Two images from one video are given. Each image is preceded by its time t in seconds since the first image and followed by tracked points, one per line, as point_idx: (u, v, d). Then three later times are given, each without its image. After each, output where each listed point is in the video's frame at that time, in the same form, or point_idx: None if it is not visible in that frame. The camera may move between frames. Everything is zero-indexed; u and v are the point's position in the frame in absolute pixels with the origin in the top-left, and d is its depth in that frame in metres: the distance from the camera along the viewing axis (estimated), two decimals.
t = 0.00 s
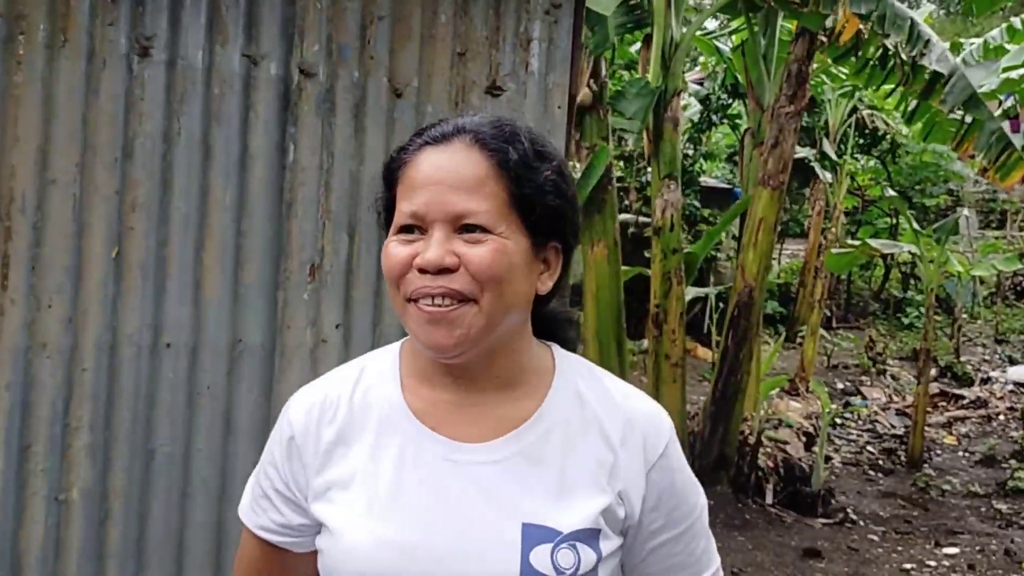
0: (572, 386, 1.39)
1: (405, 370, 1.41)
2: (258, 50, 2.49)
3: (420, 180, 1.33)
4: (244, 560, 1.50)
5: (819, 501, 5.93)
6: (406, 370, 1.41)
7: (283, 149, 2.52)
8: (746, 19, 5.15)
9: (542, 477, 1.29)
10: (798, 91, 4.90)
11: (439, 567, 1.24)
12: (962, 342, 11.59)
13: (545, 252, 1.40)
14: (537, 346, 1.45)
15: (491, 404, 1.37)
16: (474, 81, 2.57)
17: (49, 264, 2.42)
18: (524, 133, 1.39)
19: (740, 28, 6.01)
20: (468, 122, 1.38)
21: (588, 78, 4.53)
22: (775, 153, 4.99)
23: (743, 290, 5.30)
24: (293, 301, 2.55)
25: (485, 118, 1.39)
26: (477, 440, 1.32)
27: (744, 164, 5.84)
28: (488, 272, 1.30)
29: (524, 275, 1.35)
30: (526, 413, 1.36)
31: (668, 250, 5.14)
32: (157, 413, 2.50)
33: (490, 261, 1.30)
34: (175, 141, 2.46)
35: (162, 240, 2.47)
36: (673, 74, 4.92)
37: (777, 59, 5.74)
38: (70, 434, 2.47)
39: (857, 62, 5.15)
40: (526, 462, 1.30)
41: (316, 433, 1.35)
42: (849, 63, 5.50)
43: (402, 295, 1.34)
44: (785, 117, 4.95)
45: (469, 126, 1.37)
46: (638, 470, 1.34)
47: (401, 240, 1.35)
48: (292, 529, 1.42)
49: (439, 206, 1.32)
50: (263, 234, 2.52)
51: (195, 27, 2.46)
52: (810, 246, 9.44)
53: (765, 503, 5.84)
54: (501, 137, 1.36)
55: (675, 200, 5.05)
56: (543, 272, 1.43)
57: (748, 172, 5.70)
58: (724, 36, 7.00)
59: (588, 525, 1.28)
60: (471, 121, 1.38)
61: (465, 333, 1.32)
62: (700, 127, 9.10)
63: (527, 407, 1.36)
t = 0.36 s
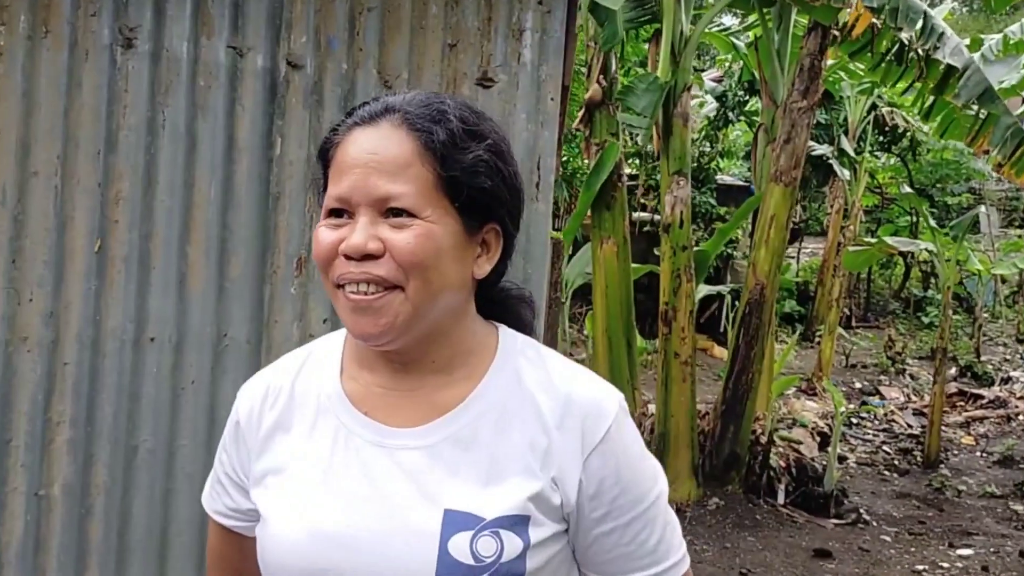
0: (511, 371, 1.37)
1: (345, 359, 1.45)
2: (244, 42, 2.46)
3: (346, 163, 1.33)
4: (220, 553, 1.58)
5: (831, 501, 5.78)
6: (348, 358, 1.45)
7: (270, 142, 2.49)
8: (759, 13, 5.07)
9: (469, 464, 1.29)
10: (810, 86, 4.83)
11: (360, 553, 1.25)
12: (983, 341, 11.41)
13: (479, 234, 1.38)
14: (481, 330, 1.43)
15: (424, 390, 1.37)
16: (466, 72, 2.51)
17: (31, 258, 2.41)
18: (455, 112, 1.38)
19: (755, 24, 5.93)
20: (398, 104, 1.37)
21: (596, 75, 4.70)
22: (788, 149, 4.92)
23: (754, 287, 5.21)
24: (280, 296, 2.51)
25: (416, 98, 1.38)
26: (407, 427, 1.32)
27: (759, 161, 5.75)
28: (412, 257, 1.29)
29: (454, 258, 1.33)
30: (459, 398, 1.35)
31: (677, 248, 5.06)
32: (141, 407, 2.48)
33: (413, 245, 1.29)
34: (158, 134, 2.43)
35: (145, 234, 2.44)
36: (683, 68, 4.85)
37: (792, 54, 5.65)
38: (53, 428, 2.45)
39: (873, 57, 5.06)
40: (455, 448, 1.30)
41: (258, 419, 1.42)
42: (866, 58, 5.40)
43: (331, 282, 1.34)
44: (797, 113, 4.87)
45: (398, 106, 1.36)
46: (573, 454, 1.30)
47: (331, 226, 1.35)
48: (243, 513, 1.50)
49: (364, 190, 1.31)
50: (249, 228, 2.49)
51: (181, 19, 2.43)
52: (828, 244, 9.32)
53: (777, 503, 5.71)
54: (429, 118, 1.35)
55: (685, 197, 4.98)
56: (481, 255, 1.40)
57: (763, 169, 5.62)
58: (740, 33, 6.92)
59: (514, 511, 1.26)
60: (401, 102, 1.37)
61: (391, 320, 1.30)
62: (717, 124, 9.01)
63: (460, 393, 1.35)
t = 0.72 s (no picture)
0: (494, 386, 1.35)
1: (334, 367, 1.45)
2: (243, 50, 2.46)
3: (339, 168, 1.33)
4: (206, 557, 1.59)
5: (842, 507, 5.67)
6: (337, 366, 1.45)
7: (269, 149, 2.48)
8: (770, 16, 5.03)
9: (445, 480, 1.27)
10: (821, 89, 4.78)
11: (329, 567, 1.25)
12: (999, 345, 11.31)
13: (469, 245, 1.36)
14: (468, 343, 1.41)
15: (407, 401, 1.36)
16: (466, 79, 2.50)
17: (29, 266, 2.41)
18: (452, 122, 1.37)
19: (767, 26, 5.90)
20: (395, 110, 1.36)
21: (606, 78, 4.73)
22: (798, 153, 4.88)
23: (764, 291, 5.17)
24: (278, 304, 2.51)
25: (413, 106, 1.37)
26: (387, 438, 1.32)
27: (769, 164, 5.70)
28: (396, 266, 1.28)
29: (441, 269, 1.32)
30: (439, 411, 1.33)
31: (687, 252, 5.03)
32: (138, 415, 2.48)
33: (399, 254, 1.28)
34: (157, 142, 2.44)
35: (143, 242, 2.45)
36: (691, 72, 4.80)
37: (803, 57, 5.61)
38: (51, 436, 2.46)
39: (885, 60, 5.02)
40: (432, 463, 1.28)
41: (245, 423, 1.43)
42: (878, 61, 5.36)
43: (318, 288, 1.34)
44: (807, 116, 4.83)
45: (395, 113, 1.36)
46: (549, 474, 1.27)
47: (322, 230, 1.35)
48: (228, 517, 1.51)
49: (354, 196, 1.31)
50: (247, 235, 2.48)
51: (180, 27, 2.43)
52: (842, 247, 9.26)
53: (787, 509, 5.65)
54: (424, 126, 1.34)
55: (695, 201, 4.94)
56: (472, 267, 1.39)
57: (774, 172, 5.58)
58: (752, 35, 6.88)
59: (485, 531, 1.24)
60: (398, 109, 1.37)
61: (375, 328, 1.30)
62: (730, 127, 8.95)
63: (441, 406, 1.34)
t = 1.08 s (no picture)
0: (524, 385, 1.31)
1: (349, 365, 1.39)
2: (245, 48, 2.43)
3: (369, 156, 1.27)
4: (199, 562, 1.52)
5: (860, 503, 5.65)
6: (352, 365, 1.39)
7: (272, 147, 2.46)
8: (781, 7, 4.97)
9: (480, 484, 1.23)
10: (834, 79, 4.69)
11: None
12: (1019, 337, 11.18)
13: (501, 239, 1.32)
14: (493, 340, 1.38)
15: (435, 401, 1.31)
16: (470, 73, 2.47)
17: (31, 268, 2.40)
18: (485, 112, 1.32)
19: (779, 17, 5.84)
20: (425, 98, 1.31)
21: (616, 72, 4.68)
22: (812, 145, 4.81)
23: (779, 285, 5.11)
24: (283, 303, 2.48)
25: (443, 93, 1.32)
26: (416, 441, 1.26)
27: (783, 156, 5.64)
28: (431, 261, 1.22)
29: (475, 264, 1.27)
30: (470, 411, 1.29)
31: (700, 246, 4.97)
32: (143, 417, 2.46)
33: (434, 249, 1.23)
34: (158, 142, 2.42)
35: (146, 242, 2.43)
36: (702, 64, 4.73)
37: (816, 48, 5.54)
38: (56, 439, 2.44)
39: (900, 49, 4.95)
40: (465, 466, 1.24)
41: (254, 427, 1.35)
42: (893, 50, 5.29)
43: (344, 284, 1.28)
44: (821, 107, 4.77)
45: (426, 100, 1.30)
46: (587, 476, 1.25)
47: (346, 223, 1.29)
48: (231, 525, 1.43)
49: (387, 187, 1.25)
50: (251, 234, 2.46)
51: (180, 25, 2.41)
52: (858, 240, 9.18)
53: (804, 505, 5.61)
54: (457, 115, 1.30)
55: (708, 195, 4.89)
56: (501, 261, 1.35)
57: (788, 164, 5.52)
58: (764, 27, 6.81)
59: (524, 537, 1.21)
60: (428, 96, 1.31)
61: (408, 326, 1.24)
62: (743, 120, 8.86)
63: (471, 406, 1.30)
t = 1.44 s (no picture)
0: (553, 366, 1.34)
1: (371, 355, 1.33)
2: (242, 43, 2.43)
3: (406, 142, 1.24)
4: None
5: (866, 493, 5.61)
6: (375, 354, 1.33)
7: (270, 143, 2.46)
8: None
9: (533, 463, 1.23)
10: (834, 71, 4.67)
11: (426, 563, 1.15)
12: None
13: (530, 222, 1.33)
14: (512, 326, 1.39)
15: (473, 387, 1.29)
16: (468, 67, 2.47)
17: (32, 266, 2.40)
18: (514, 96, 1.33)
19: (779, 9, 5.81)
20: (454, 82, 1.29)
21: (616, 65, 4.65)
22: (813, 136, 4.80)
23: (781, 277, 5.10)
24: (284, 299, 2.49)
25: (471, 77, 1.31)
26: (463, 425, 1.24)
27: (785, 148, 5.62)
28: (479, 245, 1.21)
29: (514, 248, 1.27)
30: (510, 395, 1.29)
31: (702, 239, 4.97)
32: (146, 414, 2.47)
33: (480, 233, 1.21)
34: (157, 139, 2.42)
35: (146, 240, 2.43)
36: (702, 57, 4.71)
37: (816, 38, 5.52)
38: (58, 437, 2.45)
39: (901, 39, 4.93)
40: (515, 447, 1.23)
41: (274, 422, 1.25)
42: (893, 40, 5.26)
43: (382, 273, 1.23)
44: (821, 98, 4.75)
45: (455, 85, 1.29)
46: (625, 450, 1.29)
47: (381, 211, 1.25)
48: (240, 533, 1.29)
49: (428, 172, 1.22)
50: (251, 230, 2.46)
51: (177, 22, 2.41)
52: (861, 232, 9.15)
53: (810, 496, 5.60)
54: (491, 99, 1.29)
55: (709, 187, 4.88)
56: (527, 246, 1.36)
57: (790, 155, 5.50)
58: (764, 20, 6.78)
59: (583, 512, 1.22)
60: (456, 80, 1.29)
61: (454, 311, 1.22)
62: (745, 112, 8.84)
63: (510, 389, 1.29)
